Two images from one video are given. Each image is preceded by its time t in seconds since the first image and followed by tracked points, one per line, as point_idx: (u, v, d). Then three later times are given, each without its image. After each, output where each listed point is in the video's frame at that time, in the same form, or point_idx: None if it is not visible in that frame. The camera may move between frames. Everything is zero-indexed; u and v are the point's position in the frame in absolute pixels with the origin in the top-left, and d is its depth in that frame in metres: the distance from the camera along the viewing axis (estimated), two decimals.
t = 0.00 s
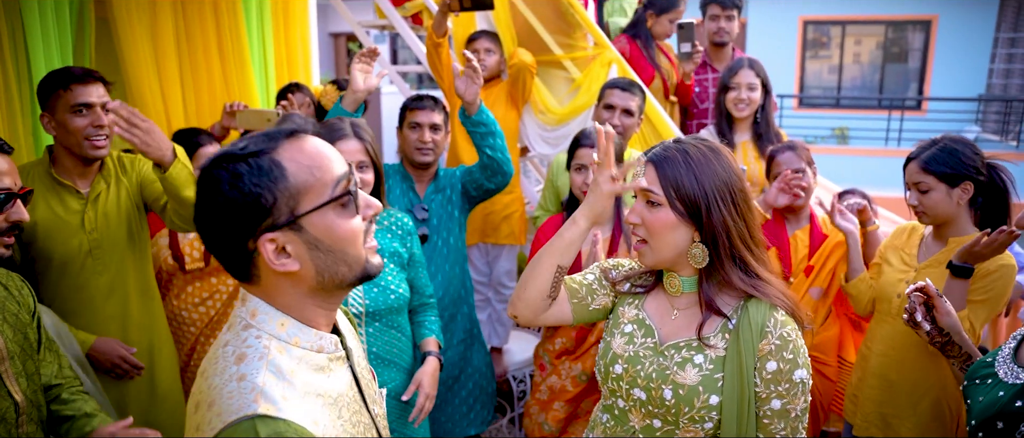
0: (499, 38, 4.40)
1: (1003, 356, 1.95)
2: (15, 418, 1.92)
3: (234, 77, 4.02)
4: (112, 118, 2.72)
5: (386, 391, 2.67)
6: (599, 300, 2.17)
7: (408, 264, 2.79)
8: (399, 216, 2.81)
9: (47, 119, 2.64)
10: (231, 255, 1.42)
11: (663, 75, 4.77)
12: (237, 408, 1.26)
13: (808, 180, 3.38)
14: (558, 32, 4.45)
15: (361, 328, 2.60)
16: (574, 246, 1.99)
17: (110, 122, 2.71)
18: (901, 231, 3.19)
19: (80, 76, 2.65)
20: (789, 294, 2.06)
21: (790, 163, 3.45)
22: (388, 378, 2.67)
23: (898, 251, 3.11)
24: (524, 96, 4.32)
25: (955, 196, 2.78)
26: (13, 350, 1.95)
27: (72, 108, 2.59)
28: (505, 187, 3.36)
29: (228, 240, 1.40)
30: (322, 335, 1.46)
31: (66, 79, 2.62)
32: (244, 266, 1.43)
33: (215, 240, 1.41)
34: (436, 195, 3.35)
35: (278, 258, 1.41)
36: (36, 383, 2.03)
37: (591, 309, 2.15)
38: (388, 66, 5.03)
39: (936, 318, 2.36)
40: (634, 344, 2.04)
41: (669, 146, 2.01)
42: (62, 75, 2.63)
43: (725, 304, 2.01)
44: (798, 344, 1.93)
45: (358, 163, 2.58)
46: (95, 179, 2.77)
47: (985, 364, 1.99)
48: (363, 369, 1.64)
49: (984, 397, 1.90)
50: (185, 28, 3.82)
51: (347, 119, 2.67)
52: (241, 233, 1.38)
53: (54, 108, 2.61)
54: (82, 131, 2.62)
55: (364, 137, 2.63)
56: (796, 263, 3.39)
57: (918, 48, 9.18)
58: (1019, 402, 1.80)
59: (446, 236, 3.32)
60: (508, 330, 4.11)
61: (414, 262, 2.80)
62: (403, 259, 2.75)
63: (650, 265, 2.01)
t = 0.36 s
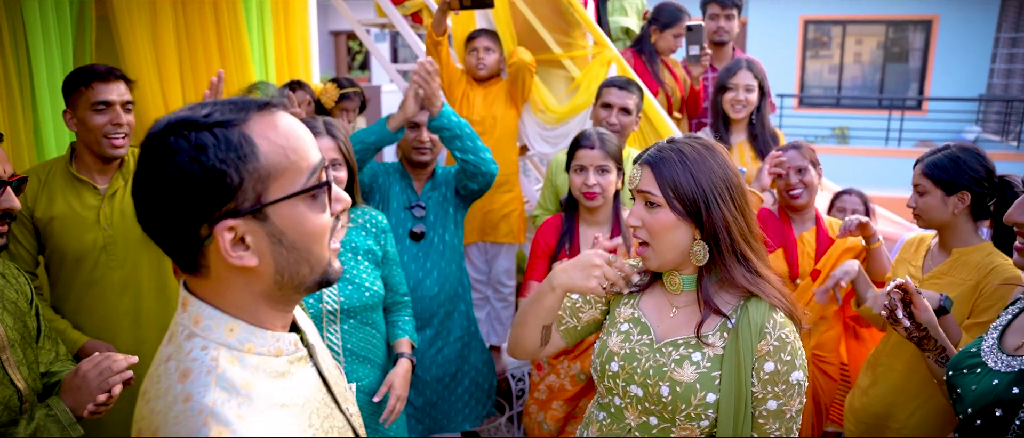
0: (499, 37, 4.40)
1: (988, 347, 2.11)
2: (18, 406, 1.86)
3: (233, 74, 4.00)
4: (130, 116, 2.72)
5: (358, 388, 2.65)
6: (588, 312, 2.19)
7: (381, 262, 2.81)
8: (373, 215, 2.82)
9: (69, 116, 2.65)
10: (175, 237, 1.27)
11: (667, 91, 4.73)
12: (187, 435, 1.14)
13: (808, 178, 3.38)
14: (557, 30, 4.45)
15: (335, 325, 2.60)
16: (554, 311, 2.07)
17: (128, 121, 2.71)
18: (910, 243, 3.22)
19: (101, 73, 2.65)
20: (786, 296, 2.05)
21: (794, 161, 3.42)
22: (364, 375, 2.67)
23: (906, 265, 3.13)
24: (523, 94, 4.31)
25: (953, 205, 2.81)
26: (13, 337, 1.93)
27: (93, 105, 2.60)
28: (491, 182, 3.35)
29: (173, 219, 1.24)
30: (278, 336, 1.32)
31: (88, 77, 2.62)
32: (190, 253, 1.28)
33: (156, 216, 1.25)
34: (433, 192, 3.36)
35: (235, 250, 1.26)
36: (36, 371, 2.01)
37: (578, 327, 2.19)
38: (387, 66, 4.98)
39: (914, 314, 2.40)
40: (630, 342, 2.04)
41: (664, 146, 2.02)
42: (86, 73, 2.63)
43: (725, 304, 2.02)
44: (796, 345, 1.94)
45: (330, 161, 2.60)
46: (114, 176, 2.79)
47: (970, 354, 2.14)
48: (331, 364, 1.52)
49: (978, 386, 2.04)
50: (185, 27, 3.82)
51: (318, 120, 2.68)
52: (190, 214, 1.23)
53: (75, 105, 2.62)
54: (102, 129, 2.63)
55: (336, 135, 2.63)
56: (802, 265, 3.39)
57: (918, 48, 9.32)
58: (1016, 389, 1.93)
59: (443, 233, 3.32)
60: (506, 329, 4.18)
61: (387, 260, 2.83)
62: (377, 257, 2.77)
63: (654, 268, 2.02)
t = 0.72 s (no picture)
0: (501, 38, 4.41)
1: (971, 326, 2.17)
2: (29, 403, 1.88)
3: (236, 75, 4.01)
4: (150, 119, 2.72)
5: (342, 386, 2.68)
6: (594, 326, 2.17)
7: (363, 262, 2.81)
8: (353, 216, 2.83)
9: (91, 118, 2.67)
10: (155, 241, 1.10)
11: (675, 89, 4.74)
12: None
13: (822, 177, 3.38)
14: (559, 30, 4.45)
15: (319, 326, 2.62)
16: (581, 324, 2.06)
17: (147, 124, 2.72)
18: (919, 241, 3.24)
19: (122, 77, 2.67)
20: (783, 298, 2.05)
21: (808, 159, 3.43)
22: (347, 373, 2.70)
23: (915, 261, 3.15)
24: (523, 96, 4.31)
25: (961, 202, 2.82)
26: (23, 336, 1.94)
27: (113, 108, 2.61)
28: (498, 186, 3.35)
29: (159, 222, 1.08)
30: (246, 362, 1.18)
31: (108, 80, 2.64)
32: (169, 262, 1.12)
33: (139, 212, 1.08)
34: (436, 193, 3.36)
35: (225, 271, 1.12)
36: (45, 369, 2.01)
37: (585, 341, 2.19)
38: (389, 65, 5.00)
39: (899, 299, 2.45)
40: (624, 340, 2.06)
41: (667, 148, 2.01)
42: (107, 77, 2.65)
43: (720, 302, 2.03)
44: (789, 343, 1.94)
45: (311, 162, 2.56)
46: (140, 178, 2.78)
47: (954, 334, 2.20)
48: (304, 382, 1.40)
49: (962, 364, 2.08)
50: (188, 24, 3.83)
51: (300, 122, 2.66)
52: (184, 222, 1.07)
53: (96, 108, 2.64)
54: (121, 131, 2.64)
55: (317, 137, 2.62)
56: (808, 269, 3.37)
57: (920, 49, 9.43)
58: (998, 365, 1.97)
59: (444, 233, 3.33)
60: (508, 329, 4.16)
61: (368, 260, 2.83)
62: (358, 258, 2.77)
63: (656, 268, 2.03)
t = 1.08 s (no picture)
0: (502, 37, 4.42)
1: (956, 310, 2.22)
2: (45, 398, 2.01)
3: (239, 78, 4.04)
4: (169, 118, 2.81)
5: (336, 381, 2.69)
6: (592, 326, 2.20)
7: (348, 258, 2.80)
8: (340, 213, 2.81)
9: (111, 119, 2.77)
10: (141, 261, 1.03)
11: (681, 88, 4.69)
12: None
13: (825, 178, 3.38)
14: (561, 31, 4.44)
15: (310, 322, 2.61)
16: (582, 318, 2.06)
17: (167, 123, 2.80)
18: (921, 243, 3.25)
19: (140, 77, 2.74)
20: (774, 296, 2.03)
21: (810, 159, 3.43)
22: (339, 368, 2.70)
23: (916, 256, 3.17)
24: (524, 97, 4.27)
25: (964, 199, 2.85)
26: (43, 332, 2.05)
27: (133, 109, 2.69)
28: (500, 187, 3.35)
29: (153, 245, 1.01)
30: (216, 395, 1.12)
31: (128, 81, 2.72)
32: (152, 286, 1.04)
33: (133, 231, 1.01)
34: (438, 192, 3.37)
35: (212, 309, 1.05)
36: (61, 364, 2.13)
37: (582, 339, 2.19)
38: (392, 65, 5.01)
39: (881, 285, 2.42)
40: (616, 341, 2.06)
41: (678, 141, 2.02)
42: (126, 77, 2.73)
43: (710, 301, 2.02)
44: (779, 341, 1.93)
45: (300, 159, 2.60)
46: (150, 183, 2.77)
47: (939, 321, 2.24)
48: (278, 405, 1.34)
49: (956, 349, 2.10)
50: (191, 25, 3.84)
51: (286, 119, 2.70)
52: (182, 251, 1.01)
53: (117, 109, 2.73)
54: (141, 131, 2.72)
55: (306, 135, 2.68)
56: (812, 269, 3.39)
57: (924, 50, 9.54)
58: (994, 348, 2.00)
59: (445, 232, 3.34)
60: (509, 329, 4.16)
61: (354, 256, 2.82)
62: (344, 254, 2.75)
63: (645, 258, 2.02)
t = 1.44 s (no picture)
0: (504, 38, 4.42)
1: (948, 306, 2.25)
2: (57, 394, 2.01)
3: (240, 75, 4.03)
4: (182, 119, 2.83)
5: (338, 375, 2.69)
6: (583, 324, 2.16)
7: (342, 253, 2.82)
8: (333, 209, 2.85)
9: (125, 121, 2.78)
10: (103, 283, 1.03)
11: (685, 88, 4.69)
12: None
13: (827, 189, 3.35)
14: (561, 31, 4.46)
15: (311, 318, 2.61)
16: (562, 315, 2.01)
17: (179, 124, 2.82)
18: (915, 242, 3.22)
19: (153, 78, 2.75)
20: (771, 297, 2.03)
21: (810, 160, 3.43)
22: (340, 363, 2.70)
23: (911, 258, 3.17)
24: (524, 97, 4.26)
25: (966, 202, 2.92)
26: (64, 328, 2.06)
27: (147, 110, 2.71)
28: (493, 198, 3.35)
29: (116, 264, 1.01)
30: (191, 413, 1.13)
31: (140, 82, 2.72)
32: (116, 307, 1.04)
33: (95, 250, 1.01)
34: (439, 192, 3.36)
35: (175, 330, 1.05)
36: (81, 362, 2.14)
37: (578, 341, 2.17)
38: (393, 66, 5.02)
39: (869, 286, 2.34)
40: (614, 340, 2.06)
41: (673, 144, 2.02)
42: (138, 79, 2.73)
43: (707, 301, 2.02)
44: (777, 340, 1.94)
45: (297, 157, 2.61)
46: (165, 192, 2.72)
47: (934, 314, 2.27)
48: (261, 415, 1.34)
49: (962, 341, 2.12)
50: (191, 23, 3.86)
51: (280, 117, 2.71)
52: (145, 271, 1.01)
53: (130, 109, 2.75)
54: (154, 132, 2.74)
55: (300, 132, 2.69)
56: (816, 271, 3.39)
57: (924, 50, 9.58)
58: (1005, 337, 2.04)
59: (446, 231, 3.35)
60: (509, 328, 4.18)
61: (348, 252, 2.85)
62: (339, 249, 2.78)
63: (645, 262, 2.01)
